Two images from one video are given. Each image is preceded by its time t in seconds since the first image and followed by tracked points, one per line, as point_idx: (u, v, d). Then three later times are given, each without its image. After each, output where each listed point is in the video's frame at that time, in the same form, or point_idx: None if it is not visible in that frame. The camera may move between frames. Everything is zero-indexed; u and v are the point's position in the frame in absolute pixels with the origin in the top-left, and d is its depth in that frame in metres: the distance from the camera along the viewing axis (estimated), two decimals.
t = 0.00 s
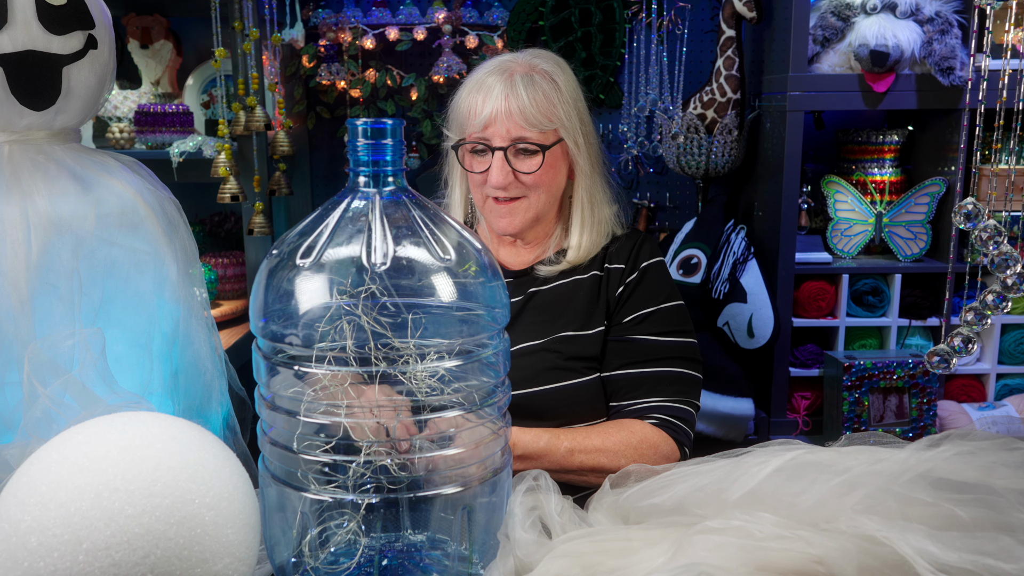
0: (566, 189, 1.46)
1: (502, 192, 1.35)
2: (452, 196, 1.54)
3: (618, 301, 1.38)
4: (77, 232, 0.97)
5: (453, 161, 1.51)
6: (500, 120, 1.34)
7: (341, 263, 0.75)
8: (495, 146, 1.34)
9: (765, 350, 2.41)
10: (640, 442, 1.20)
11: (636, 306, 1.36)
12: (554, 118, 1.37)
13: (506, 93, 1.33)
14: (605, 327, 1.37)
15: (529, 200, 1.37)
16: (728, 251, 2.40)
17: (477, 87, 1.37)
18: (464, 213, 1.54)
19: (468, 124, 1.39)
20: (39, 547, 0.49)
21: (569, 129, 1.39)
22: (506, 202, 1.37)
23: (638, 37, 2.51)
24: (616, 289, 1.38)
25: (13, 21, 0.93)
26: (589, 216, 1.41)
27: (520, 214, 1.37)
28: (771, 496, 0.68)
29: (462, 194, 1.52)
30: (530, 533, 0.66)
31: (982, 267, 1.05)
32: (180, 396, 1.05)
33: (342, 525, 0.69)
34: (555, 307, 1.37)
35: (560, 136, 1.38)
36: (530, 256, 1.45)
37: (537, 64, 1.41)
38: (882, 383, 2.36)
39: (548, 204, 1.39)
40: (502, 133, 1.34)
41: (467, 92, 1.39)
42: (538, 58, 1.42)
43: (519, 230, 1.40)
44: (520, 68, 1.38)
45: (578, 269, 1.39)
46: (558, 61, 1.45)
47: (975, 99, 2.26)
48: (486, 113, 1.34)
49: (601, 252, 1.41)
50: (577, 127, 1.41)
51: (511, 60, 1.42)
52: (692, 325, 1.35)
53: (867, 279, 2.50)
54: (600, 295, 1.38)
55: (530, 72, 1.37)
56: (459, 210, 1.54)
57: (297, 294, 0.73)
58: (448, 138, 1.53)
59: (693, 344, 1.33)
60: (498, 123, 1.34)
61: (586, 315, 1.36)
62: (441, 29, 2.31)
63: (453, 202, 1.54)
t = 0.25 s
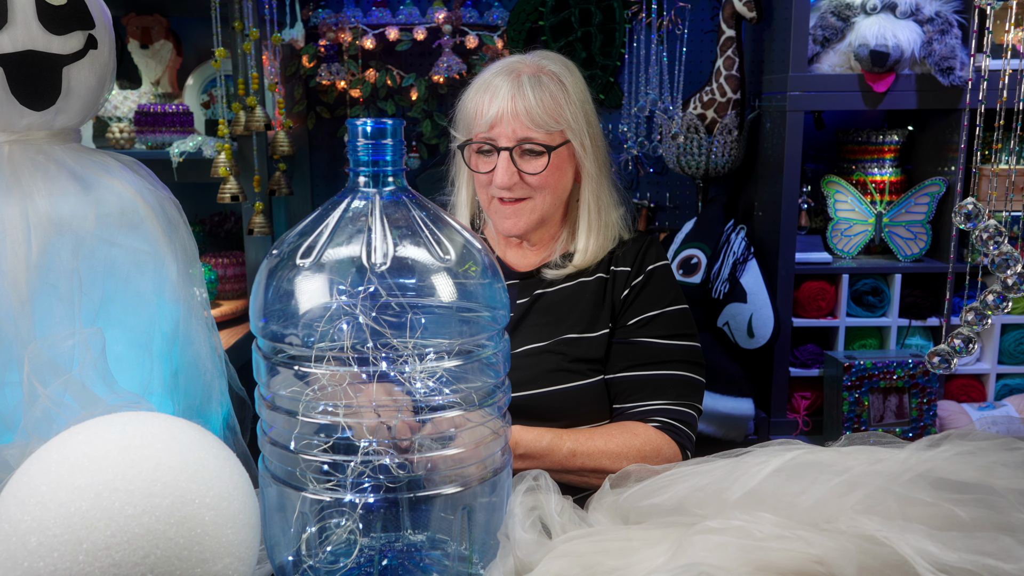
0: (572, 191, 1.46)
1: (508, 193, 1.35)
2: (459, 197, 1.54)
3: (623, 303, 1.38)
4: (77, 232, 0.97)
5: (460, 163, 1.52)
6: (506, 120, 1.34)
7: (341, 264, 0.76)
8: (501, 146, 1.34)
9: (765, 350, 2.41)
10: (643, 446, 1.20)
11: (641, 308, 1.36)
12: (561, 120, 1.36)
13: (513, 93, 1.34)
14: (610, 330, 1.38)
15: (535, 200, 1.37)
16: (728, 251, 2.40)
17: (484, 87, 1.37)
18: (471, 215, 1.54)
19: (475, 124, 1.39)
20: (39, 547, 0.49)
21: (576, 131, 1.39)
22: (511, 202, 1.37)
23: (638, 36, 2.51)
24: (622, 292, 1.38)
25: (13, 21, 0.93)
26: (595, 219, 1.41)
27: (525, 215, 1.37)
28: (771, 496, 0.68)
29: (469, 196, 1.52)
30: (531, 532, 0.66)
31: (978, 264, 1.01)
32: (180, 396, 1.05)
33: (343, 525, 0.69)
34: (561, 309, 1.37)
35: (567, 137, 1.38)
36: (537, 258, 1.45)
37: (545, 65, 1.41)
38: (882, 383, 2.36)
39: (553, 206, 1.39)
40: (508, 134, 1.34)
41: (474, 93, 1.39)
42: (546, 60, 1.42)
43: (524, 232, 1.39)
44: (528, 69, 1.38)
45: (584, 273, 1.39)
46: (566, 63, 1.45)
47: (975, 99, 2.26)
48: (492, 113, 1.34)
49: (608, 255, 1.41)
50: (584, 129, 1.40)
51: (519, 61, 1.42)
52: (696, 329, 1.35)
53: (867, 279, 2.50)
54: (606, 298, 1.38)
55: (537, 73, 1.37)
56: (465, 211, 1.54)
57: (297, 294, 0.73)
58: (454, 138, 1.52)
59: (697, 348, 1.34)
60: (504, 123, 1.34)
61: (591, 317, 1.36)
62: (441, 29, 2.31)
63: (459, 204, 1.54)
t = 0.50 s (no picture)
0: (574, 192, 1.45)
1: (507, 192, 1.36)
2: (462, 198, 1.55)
3: (625, 304, 1.38)
4: (77, 232, 0.97)
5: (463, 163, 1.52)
6: (505, 120, 1.34)
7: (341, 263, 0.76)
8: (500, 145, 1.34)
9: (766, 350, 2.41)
10: (645, 447, 1.21)
11: (643, 309, 1.36)
12: (561, 119, 1.36)
13: (512, 93, 1.34)
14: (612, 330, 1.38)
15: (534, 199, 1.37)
16: (728, 251, 2.40)
17: (484, 87, 1.37)
18: (474, 216, 1.55)
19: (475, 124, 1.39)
20: (39, 547, 0.50)
21: (577, 131, 1.38)
22: (511, 202, 1.37)
23: (638, 36, 2.51)
24: (624, 293, 1.38)
25: (13, 21, 0.93)
26: (596, 219, 1.40)
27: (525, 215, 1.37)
28: (772, 495, 0.68)
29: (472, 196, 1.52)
30: (531, 532, 0.66)
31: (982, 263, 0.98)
32: (180, 396, 1.05)
33: (343, 525, 0.69)
34: (563, 309, 1.36)
35: (567, 137, 1.38)
36: (539, 259, 1.45)
37: (546, 65, 1.41)
38: (882, 383, 2.36)
39: (554, 206, 1.39)
40: (507, 133, 1.34)
41: (475, 92, 1.39)
42: (547, 59, 1.42)
43: (525, 231, 1.40)
44: (528, 69, 1.37)
45: (586, 274, 1.38)
46: (568, 63, 1.44)
47: (975, 99, 2.26)
48: (491, 112, 1.34)
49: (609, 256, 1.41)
50: (585, 129, 1.40)
51: (521, 61, 1.42)
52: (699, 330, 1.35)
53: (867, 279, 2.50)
54: (609, 298, 1.38)
55: (537, 73, 1.37)
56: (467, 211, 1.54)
57: (297, 293, 0.73)
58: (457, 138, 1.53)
59: (700, 348, 1.34)
60: (504, 122, 1.34)
61: (594, 318, 1.36)
62: (441, 29, 2.31)
63: (462, 204, 1.54)
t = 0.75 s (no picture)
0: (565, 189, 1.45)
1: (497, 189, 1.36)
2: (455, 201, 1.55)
3: (621, 300, 1.38)
4: (77, 232, 0.97)
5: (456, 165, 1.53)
6: (493, 117, 1.34)
7: (341, 263, 0.76)
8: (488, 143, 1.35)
9: (765, 350, 2.41)
10: (643, 440, 1.20)
11: (639, 304, 1.37)
12: (549, 115, 1.36)
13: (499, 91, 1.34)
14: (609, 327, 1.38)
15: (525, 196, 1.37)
16: (728, 251, 2.40)
17: (472, 86, 1.38)
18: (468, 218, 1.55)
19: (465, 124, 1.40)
20: (39, 547, 0.49)
21: (565, 127, 1.38)
22: (502, 199, 1.37)
23: (638, 36, 2.51)
24: (620, 288, 1.38)
25: (13, 20, 0.93)
26: (588, 215, 1.40)
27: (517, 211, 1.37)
28: (772, 495, 0.68)
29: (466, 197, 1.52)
30: (531, 532, 0.66)
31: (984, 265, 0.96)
32: (180, 396, 1.05)
33: (343, 524, 0.69)
34: (560, 307, 1.36)
35: (556, 133, 1.38)
36: (533, 257, 1.44)
37: (533, 63, 1.41)
38: (882, 383, 2.36)
39: (545, 202, 1.39)
40: (496, 130, 1.35)
41: (463, 91, 1.40)
42: (535, 58, 1.43)
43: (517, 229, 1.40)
44: (515, 66, 1.38)
45: (581, 270, 1.38)
46: (555, 61, 1.45)
47: (976, 99, 2.26)
48: (479, 111, 1.35)
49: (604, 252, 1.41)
50: (574, 125, 1.40)
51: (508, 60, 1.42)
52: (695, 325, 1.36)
53: (867, 279, 2.50)
54: (605, 296, 1.38)
55: (524, 71, 1.37)
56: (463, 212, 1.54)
57: (297, 293, 0.73)
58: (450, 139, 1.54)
59: (696, 343, 1.34)
60: (492, 120, 1.35)
61: (591, 315, 1.36)
62: (441, 29, 2.31)
63: (457, 204, 1.54)
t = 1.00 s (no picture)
0: (543, 184, 1.49)
1: (475, 187, 1.40)
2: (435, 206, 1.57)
3: (606, 290, 1.39)
4: (77, 232, 0.97)
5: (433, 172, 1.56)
6: (464, 118, 1.40)
7: (341, 263, 0.77)
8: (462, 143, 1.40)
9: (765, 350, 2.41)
10: (633, 425, 1.21)
11: (624, 292, 1.37)
12: (520, 112, 1.41)
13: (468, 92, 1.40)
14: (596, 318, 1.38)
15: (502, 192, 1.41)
16: (728, 251, 2.40)
17: (444, 89, 1.44)
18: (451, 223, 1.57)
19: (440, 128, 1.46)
20: (39, 547, 0.49)
21: (537, 122, 1.43)
22: (480, 197, 1.41)
23: (638, 36, 2.50)
24: (605, 278, 1.39)
25: (13, 21, 0.93)
26: (566, 205, 1.42)
27: (496, 208, 1.41)
28: (772, 496, 0.68)
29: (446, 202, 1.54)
30: (531, 533, 0.66)
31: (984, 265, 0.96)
32: (180, 396, 1.05)
33: (343, 524, 0.69)
34: (547, 301, 1.37)
35: (528, 129, 1.43)
36: (517, 253, 1.45)
37: (502, 62, 1.47)
38: (882, 383, 2.36)
39: (523, 196, 1.42)
40: (468, 130, 1.40)
41: (436, 97, 1.45)
42: (504, 58, 1.48)
43: (498, 226, 1.43)
44: (484, 67, 1.44)
45: (564, 262, 1.40)
46: (524, 59, 1.50)
47: (976, 99, 2.26)
48: (452, 113, 1.41)
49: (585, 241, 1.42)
50: (545, 120, 1.44)
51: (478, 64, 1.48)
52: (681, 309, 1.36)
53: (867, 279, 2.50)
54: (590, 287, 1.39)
55: (493, 70, 1.43)
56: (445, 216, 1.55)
57: (297, 293, 0.73)
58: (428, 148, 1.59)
59: (685, 328, 1.34)
60: (464, 121, 1.40)
61: (577, 308, 1.37)
62: (441, 29, 2.31)
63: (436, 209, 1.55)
